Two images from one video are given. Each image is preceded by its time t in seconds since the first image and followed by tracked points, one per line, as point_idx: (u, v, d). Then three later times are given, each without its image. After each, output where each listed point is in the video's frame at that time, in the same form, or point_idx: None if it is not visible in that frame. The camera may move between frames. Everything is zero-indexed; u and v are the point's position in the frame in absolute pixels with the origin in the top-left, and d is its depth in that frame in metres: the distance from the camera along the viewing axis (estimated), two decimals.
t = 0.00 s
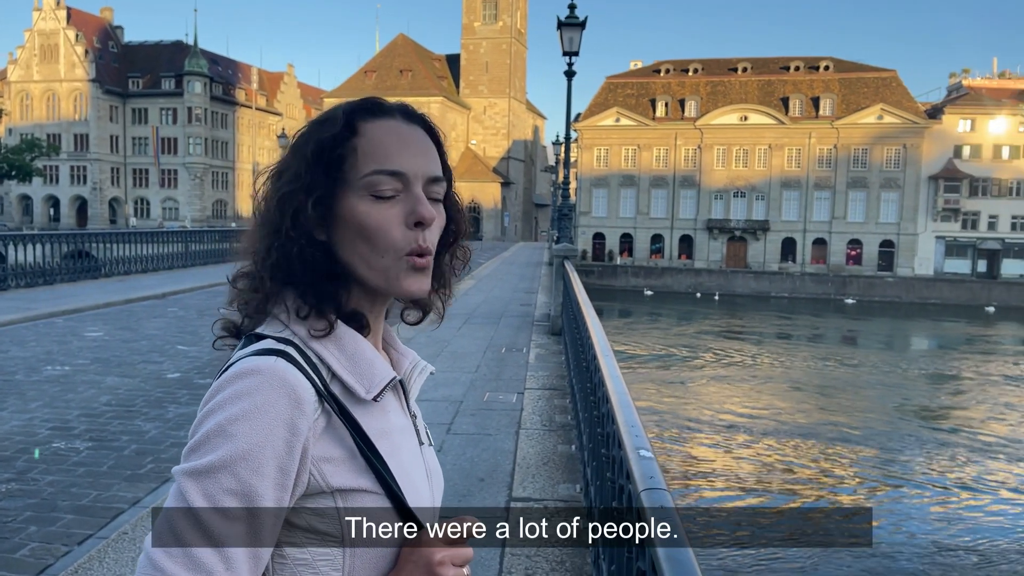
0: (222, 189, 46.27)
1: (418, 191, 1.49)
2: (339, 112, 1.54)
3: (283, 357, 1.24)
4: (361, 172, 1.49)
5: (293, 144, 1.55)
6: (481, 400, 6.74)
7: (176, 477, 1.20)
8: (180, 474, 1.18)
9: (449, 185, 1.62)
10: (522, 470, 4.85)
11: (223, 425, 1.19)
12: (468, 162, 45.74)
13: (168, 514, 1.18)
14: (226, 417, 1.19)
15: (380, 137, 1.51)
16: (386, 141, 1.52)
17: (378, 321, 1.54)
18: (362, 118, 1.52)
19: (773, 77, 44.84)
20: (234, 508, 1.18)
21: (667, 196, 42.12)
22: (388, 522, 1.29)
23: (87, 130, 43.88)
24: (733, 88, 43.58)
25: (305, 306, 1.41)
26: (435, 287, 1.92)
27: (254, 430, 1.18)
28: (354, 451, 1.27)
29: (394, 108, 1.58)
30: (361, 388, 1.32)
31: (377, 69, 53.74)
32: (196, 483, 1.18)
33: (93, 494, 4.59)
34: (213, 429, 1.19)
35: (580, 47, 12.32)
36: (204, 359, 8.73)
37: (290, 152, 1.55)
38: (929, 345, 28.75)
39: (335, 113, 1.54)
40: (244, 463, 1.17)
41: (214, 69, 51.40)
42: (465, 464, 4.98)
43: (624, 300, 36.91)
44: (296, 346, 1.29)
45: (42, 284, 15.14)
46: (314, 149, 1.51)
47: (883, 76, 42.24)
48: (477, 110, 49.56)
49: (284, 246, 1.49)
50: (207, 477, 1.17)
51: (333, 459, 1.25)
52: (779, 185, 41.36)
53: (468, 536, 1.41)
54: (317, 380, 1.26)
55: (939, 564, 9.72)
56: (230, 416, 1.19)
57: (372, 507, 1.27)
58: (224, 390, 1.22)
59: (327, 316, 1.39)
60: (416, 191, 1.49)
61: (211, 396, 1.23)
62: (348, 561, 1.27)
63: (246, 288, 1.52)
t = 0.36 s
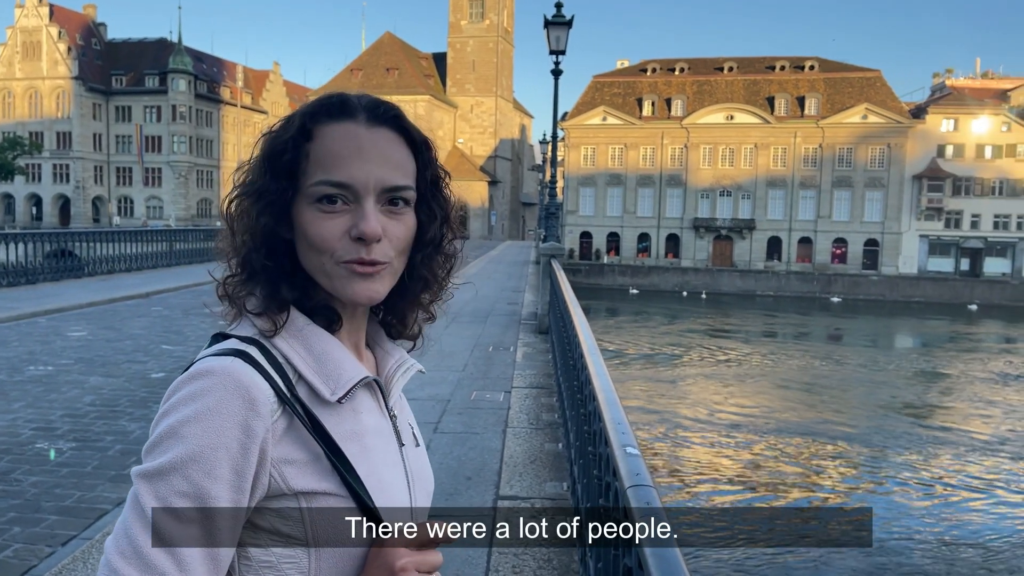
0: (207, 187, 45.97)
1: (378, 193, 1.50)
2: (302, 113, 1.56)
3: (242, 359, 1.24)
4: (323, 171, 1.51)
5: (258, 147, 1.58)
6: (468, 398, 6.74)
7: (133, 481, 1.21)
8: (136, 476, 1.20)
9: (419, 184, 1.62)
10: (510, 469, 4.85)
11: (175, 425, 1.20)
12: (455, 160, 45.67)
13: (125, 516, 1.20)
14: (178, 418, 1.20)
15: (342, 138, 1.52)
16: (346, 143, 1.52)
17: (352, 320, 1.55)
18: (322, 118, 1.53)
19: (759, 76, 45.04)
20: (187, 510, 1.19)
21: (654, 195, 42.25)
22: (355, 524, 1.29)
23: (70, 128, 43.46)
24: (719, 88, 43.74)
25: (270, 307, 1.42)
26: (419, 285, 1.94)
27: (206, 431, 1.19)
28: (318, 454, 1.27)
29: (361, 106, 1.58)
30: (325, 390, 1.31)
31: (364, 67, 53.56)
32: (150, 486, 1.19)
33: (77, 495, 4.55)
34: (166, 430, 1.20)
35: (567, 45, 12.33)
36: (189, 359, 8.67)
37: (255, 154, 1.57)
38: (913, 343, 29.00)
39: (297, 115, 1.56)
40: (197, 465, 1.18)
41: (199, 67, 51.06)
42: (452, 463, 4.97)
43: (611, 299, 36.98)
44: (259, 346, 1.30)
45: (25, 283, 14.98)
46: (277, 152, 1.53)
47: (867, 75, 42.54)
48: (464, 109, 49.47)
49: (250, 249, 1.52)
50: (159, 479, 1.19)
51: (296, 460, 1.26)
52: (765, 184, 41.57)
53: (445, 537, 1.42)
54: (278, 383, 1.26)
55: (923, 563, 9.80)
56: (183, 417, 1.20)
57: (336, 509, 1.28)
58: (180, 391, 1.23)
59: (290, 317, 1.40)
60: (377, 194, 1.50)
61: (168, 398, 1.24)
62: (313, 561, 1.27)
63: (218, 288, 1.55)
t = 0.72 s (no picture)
0: (193, 186, 45.66)
1: (361, 195, 1.50)
2: (288, 109, 1.56)
3: (219, 361, 1.24)
4: (302, 171, 1.51)
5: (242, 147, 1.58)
6: (457, 398, 6.74)
7: (105, 484, 1.20)
8: (107, 479, 1.20)
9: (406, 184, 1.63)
10: (499, 468, 4.86)
11: (146, 428, 1.20)
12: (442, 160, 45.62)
13: (96, 518, 1.20)
14: (149, 420, 1.20)
15: (327, 137, 1.52)
16: (333, 143, 1.52)
17: (334, 322, 1.56)
18: (306, 117, 1.53)
19: (745, 76, 45.25)
20: (160, 514, 1.19)
21: (641, 194, 42.38)
22: (331, 529, 1.29)
23: (54, 126, 43.02)
24: (706, 88, 43.91)
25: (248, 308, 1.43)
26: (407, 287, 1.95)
27: (177, 434, 1.19)
28: (295, 458, 1.27)
29: (346, 107, 1.58)
30: (303, 392, 1.31)
31: (351, 66, 53.37)
32: (120, 488, 1.19)
33: (63, 496, 4.51)
34: (138, 432, 1.20)
35: (554, 45, 12.36)
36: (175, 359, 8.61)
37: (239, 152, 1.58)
38: (898, 341, 29.26)
39: (281, 114, 1.56)
40: (168, 466, 1.18)
41: (185, 65, 50.75)
42: (441, 463, 4.98)
43: (599, 298, 37.04)
44: (236, 348, 1.29)
45: (9, 283, 14.84)
46: (260, 152, 1.53)
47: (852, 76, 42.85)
48: (452, 108, 49.41)
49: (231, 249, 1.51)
50: (130, 481, 1.19)
51: (271, 464, 1.26)
52: (752, 183, 41.79)
53: (427, 539, 1.42)
54: (254, 387, 1.26)
55: (908, 563, 9.88)
56: (153, 419, 1.20)
57: (313, 514, 1.28)
58: (153, 391, 1.23)
59: (268, 319, 1.40)
60: (359, 197, 1.50)
61: (141, 400, 1.24)
62: (289, 564, 1.27)
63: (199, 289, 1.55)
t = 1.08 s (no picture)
0: (180, 185, 45.39)
1: (363, 192, 1.50)
2: (289, 105, 1.56)
3: (216, 362, 1.23)
4: (300, 171, 1.50)
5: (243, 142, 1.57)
6: (448, 397, 6.74)
7: (101, 488, 1.21)
8: (104, 482, 1.20)
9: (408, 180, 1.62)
10: (489, 467, 4.86)
11: (143, 430, 1.20)
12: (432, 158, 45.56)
13: (93, 528, 1.19)
14: (146, 422, 1.20)
15: (330, 134, 1.51)
16: (338, 140, 1.52)
17: (334, 322, 1.56)
18: (308, 114, 1.53)
19: (734, 76, 45.39)
20: (154, 519, 1.19)
21: (631, 194, 42.49)
22: (327, 530, 1.29)
23: (39, 125, 42.65)
24: (696, 88, 44.04)
25: (244, 309, 1.42)
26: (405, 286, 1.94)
27: (174, 437, 1.19)
28: (293, 458, 1.26)
29: (348, 101, 1.57)
30: (301, 393, 1.30)
31: (340, 64, 53.20)
32: (117, 491, 1.19)
33: (52, 497, 4.49)
34: (134, 434, 1.20)
35: (545, 44, 12.36)
36: (164, 359, 8.56)
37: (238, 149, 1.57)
38: (886, 340, 29.42)
39: (283, 109, 1.56)
40: (166, 469, 1.18)
41: (172, 63, 50.47)
42: (432, 462, 4.99)
43: (588, 297, 37.08)
44: (233, 349, 1.29)
45: None
46: (261, 148, 1.52)
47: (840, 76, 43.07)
48: (442, 107, 49.31)
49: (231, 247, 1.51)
50: (128, 484, 1.18)
51: (269, 466, 1.25)
52: (741, 182, 41.95)
53: (427, 540, 1.41)
54: (250, 388, 1.25)
55: (894, 563, 9.92)
56: (150, 422, 1.19)
57: (311, 519, 1.27)
58: (149, 393, 1.22)
59: (265, 320, 1.39)
60: (361, 193, 1.49)
61: (138, 402, 1.24)
62: (285, 564, 1.27)
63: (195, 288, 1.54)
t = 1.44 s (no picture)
0: (170, 184, 45.14)
1: (386, 186, 1.51)
2: (306, 97, 1.54)
3: (228, 366, 1.23)
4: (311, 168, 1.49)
5: (252, 131, 1.56)
6: (441, 396, 6.73)
7: (112, 497, 1.20)
8: (115, 490, 1.19)
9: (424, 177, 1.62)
10: (482, 466, 4.85)
11: (156, 437, 1.19)
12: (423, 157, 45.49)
13: (105, 534, 1.19)
14: (159, 430, 1.19)
15: (353, 127, 1.51)
16: (362, 133, 1.51)
17: (340, 319, 1.55)
18: (330, 108, 1.51)
19: (725, 76, 45.50)
20: (170, 527, 1.19)
21: (622, 193, 42.56)
22: (344, 532, 1.28)
23: (28, 124, 42.43)
24: (686, 87, 44.15)
25: (254, 310, 1.42)
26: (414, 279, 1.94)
27: (190, 442, 1.18)
28: (307, 463, 1.26)
29: (364, 95, 1.56)
30: (315, 396, 1.30)
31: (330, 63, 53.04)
32: (130, 500, 1.19)
33: (44, 497, 4.46)
34: (148, 442, 1.19)
35: (537, 44, 12.35)
36: (155, 359, 8.51)
37: (250, 138, 1.55)
38: (875, 338, 29.57)
39: (299, 100, 1.54)
40: (180, 478, 1.18)
41: (162, 61, 50.19)
42: (426, 461, 4.98)
43: (580, 297, 37.12)
44: (245, 352, 1.28)
45: None
46: (277, 141, 1.51)
47: (830, 76, 43.26)
48: (433, 106, 49.22)
49: (241, 245, 1.48)
50: (142, 494, 1.19)
51: (283, 471, 1.25)
52: (731, 182, 42.08)
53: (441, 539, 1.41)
54: (264, 391, 1.24)
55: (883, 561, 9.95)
56: (166, 427, 1.19)
57: (325, 523, 1.27)
58: (159, 400, 1.22)
59: (277, 320, 1.39)
60: (385, 187, 1.50)
61: (149, 406, 1.23)
62: (298, 570, 1.26)
63: (201, 283, 1.52)
